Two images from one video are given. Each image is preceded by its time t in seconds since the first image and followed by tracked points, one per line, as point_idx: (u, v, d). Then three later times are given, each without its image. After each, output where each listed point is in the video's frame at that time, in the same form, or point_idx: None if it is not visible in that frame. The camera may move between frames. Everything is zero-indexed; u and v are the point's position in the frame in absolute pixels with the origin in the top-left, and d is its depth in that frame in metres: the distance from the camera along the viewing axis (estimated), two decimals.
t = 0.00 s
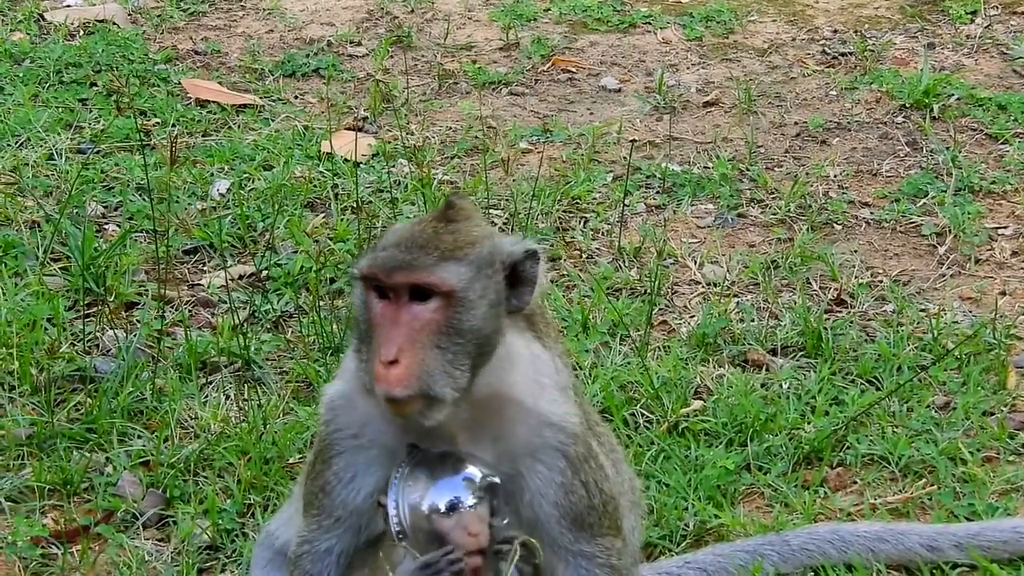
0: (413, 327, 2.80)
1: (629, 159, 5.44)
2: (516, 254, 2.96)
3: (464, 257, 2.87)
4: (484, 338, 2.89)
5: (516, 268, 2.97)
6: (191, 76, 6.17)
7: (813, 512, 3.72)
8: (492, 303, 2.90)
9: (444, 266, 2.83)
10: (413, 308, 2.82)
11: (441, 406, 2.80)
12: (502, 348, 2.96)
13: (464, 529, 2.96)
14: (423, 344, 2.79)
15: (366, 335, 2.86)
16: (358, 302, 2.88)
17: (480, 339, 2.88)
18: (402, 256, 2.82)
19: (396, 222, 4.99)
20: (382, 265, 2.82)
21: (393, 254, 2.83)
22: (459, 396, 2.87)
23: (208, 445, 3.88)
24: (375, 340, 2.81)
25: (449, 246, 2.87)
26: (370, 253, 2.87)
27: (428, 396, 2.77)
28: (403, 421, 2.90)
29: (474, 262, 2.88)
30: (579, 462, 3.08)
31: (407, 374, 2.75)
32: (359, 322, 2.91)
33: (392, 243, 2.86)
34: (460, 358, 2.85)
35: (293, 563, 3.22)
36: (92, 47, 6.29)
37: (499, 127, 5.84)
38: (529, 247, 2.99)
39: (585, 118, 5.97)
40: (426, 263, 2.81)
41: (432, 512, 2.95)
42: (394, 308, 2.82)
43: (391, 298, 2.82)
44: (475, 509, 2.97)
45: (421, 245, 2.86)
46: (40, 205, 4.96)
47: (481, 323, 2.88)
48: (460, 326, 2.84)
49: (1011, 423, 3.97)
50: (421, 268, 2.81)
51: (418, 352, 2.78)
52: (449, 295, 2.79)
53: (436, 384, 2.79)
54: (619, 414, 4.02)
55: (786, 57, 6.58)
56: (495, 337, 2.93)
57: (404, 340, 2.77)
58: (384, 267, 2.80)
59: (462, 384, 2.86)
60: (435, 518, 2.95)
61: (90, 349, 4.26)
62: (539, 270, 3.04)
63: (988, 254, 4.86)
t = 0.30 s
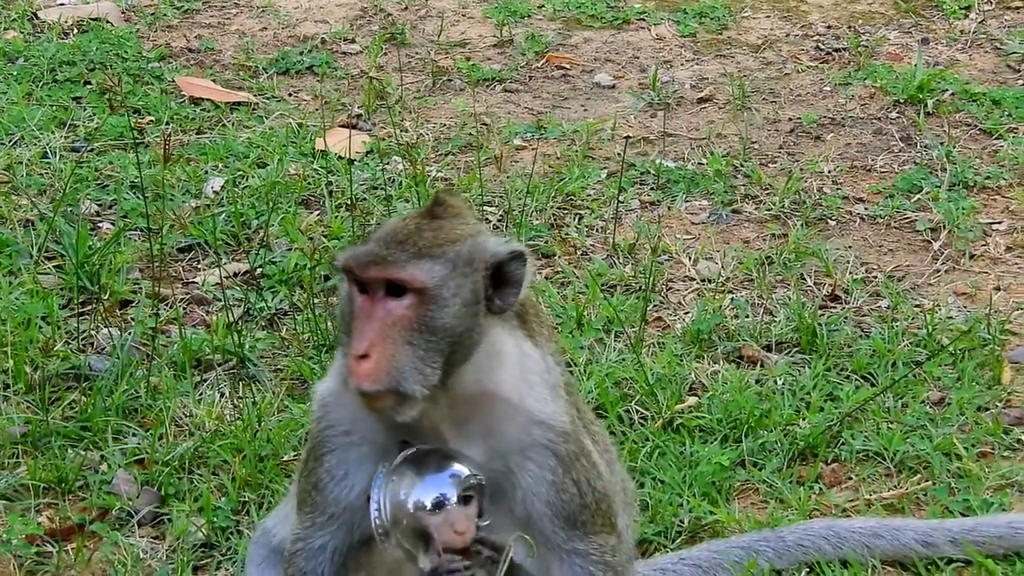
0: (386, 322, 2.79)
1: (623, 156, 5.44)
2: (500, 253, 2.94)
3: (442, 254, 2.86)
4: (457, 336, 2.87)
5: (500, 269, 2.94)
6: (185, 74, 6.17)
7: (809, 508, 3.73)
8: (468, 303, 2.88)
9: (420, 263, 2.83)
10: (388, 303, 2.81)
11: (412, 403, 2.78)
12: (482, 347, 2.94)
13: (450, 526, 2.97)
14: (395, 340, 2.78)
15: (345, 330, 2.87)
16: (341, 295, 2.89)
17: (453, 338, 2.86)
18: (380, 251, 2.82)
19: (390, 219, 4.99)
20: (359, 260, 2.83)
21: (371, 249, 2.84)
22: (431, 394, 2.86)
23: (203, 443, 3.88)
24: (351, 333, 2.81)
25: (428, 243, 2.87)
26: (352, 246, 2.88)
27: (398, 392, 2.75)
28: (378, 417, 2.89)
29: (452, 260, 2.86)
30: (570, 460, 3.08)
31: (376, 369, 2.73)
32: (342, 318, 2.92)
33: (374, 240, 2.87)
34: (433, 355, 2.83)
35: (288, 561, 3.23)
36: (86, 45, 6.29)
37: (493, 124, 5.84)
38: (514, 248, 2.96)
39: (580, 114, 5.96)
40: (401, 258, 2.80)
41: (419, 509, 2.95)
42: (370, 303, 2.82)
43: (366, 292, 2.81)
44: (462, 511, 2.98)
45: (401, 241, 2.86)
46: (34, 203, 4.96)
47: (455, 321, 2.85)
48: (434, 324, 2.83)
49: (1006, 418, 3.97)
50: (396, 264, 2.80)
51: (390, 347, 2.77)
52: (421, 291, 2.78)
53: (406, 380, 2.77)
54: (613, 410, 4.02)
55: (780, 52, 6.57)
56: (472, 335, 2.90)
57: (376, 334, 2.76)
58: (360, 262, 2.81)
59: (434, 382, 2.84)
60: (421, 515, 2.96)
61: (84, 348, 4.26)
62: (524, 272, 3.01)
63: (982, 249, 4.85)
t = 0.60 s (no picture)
0: (358, 318, 2.84)
1: (611, 152, 5.44)
2: (477, 252, 2.95)
3: (416, 252, 2.89)
4: (430, 334, 2.89)
5: (479, 270, 2.95)
6: (173, 70, 6.16)
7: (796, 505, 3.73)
8: (443, 302, 2.90)
9: (394, 261, 2.86)
10: (361, 299, 2.86)
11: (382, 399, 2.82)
12: (457, 344, 2.96)
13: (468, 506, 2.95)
14: (366, 336, 2.82)
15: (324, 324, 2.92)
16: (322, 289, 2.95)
17: (426, 336, 2.89)
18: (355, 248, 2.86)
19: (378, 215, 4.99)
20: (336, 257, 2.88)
21: (349, 246, 2.89)
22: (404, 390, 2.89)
23: (191, 440, 3.88)
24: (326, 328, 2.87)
25: (404, 241, 2.90)
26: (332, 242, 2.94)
27: (367, 388, 2.79)
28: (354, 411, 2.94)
29: (426, 258, 2.89)
30: (554, 460, 3.09)
31: (346, 365, 2.78)
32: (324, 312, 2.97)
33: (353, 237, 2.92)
34: (405, 353, 2.86)
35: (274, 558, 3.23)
36: (74, 42, 6.29)
37: (481, 121, 5.84)
38: (494, 249, 2.96)
39: (568, 111, 5.96)
40: (374, 255, 2.84)
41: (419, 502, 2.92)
42: (346, 299, 2.86)
43: (341, 288, 2.86)
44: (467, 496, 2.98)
45: (378, 238, 2.90)
46: (23, 200, 4.95)
47: (427, 319, 2.88)
48: (406, 322, 2.86)
49: (994, 415, 3.97)
50: (369, 260, 2.84)
51: (361, 343, 2.81)
52: (392, 289, 2.82)
53: (377, 376, 2.81)
54: (601, 407, 4.02)
55: (768, 49, 6.57)
56: (447, 334, 2.93)
57: (347, 330, 2.81)
58: (336, 259, 2.86)
59: (406, 379, 2.87)
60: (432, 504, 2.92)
61: (72, 344, 4.26)
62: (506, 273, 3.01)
63: (970, 246, 4.86)
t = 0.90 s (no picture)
0: (342, 318, 2.83)
1: (600, 149, 5.44)
2: (461, 251, 2.92)
3: (399, 251, 2.87)
4: (414, 333, 2.88)
5: (465, 269, 2.92)
6: (162, 68, 6.16)
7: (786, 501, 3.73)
8: (427, 301, 2.88)
9: (377, 260, 2.85)
10: (345, 298, 2.85)
11: (364, 398, 2.82)
12: (441, 342, 2.94)
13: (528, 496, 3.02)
14: (349, 335, 2.82)
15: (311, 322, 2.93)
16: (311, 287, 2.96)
17: (410, 336, 2.88)
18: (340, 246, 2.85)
19: (367, 213, 4.99)
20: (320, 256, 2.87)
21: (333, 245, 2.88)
22: (390, 389, 2.88)
23: (181, 437, 3.87)
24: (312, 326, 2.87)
25: (388, 240, 2.88)
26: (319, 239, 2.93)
27: (350, 388, 2.80)
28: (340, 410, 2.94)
29: (410, 258, 2.87)
30: (546, 456, 3.12)
31: (330, 364, 2.79)
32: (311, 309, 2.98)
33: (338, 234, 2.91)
34: (389, 352, 2.85)
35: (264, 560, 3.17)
36: (63, 40, 6.28)
37: (470, 118, 5.84)
38: (480, 249, 2.92)
39: (557, 108, 5.96)
40: (356, 254, 2.83)
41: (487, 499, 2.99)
42: (329, 298, 2.86)
43: (325, 286, 2.86)
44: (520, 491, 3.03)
45: (364, 237, 2.89)
46: (12, 199, 4.95)
47: (411, 319, 2.86)
48: (388, 320, 2.85)
49: (984, 411, 3.97)
50: (352, 260, 2.83)
51: (344, 342, 2.81)
52: (374, 288, 2.80)
53: (360, 375, 2.81)
54: (590, 404, 4.02)
55: (757, 46, 6.57)
56: (433, 333, 2.91)
57: (330, 329, 2.81)
58: (318, 258, 2.85)
59: (390, 378, 2.86)
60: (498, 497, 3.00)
61: (62, 343, 4.26)
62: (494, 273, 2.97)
63: (959, 242, 4.86)
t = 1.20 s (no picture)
0: (336, 318, 2.82)
1: (590, 147, 5.44)
2: (455, 253, 2.92)
3: (394, 252, 2.86)
4: (408, 334, 2.88)
5: (462, 270, 2.92)
6: (151, 66, 6.15)
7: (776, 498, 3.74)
8: (421, 302, 2.88)
9: (373, 260, 2.84)
10: (339, 299, 2.84)
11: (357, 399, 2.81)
12: (434, 344, 2.94)
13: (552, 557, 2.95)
14: (344, 335, 2.81)
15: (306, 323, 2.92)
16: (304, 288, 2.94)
17: (404, 337, 2.88)
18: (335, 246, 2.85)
19: (357, 211, 4.99)
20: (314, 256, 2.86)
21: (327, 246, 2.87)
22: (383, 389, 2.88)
23: (170, 436, 3.88)
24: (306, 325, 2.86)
25: (383, 241, 2.87)
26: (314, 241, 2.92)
27: (344, 388, 2.78)
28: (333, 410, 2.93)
29: (405, 258, 2.86)
30: (541, 454, 3.08)
31: (324, 364, 2.76)
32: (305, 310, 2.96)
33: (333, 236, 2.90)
34: (383, 352, 2.85)
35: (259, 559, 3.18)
36: (52, 37, 6.27)
37: (459, 116, 5.84)
38: (477, 251, 2.92)
39: (546, 106, 5.96)
40: (352, 255, 2.82)
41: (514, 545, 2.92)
42: (324, 299, 2.85)
43: (320, 286, 2.85)
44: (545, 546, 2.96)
45: (360, 237, 2.88)
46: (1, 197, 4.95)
47: (405, 320, 2.86)
48: (382, 321, 2.84)
49: (973, 407, 3.98)
50: (347, 260, 2.82)
51: (338, 342, 2.79)
52: (368, 289, 2.79)
53: (354, 376, 2.80)
54: (580, 401, 4.02)
55: (746, 43, 6.56)
56: (428, 334, 2.91)
57: (325, 329, 2.80)
58: (312, 259, 2.84)
59: (384, 379, 2.85)
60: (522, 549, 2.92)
61: (51, 341, 4.26)
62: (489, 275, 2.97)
63: (949, 238, 4.88)
